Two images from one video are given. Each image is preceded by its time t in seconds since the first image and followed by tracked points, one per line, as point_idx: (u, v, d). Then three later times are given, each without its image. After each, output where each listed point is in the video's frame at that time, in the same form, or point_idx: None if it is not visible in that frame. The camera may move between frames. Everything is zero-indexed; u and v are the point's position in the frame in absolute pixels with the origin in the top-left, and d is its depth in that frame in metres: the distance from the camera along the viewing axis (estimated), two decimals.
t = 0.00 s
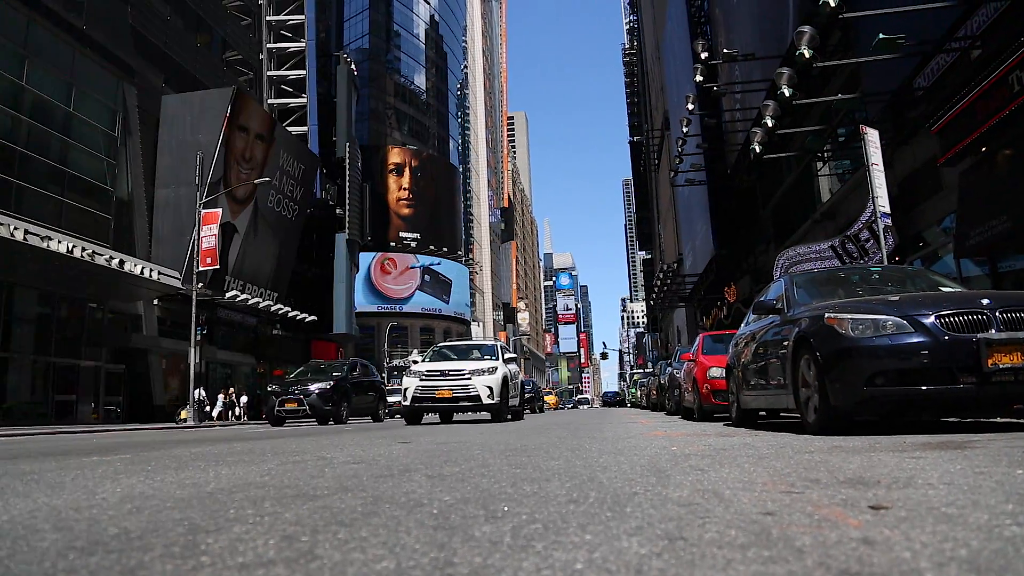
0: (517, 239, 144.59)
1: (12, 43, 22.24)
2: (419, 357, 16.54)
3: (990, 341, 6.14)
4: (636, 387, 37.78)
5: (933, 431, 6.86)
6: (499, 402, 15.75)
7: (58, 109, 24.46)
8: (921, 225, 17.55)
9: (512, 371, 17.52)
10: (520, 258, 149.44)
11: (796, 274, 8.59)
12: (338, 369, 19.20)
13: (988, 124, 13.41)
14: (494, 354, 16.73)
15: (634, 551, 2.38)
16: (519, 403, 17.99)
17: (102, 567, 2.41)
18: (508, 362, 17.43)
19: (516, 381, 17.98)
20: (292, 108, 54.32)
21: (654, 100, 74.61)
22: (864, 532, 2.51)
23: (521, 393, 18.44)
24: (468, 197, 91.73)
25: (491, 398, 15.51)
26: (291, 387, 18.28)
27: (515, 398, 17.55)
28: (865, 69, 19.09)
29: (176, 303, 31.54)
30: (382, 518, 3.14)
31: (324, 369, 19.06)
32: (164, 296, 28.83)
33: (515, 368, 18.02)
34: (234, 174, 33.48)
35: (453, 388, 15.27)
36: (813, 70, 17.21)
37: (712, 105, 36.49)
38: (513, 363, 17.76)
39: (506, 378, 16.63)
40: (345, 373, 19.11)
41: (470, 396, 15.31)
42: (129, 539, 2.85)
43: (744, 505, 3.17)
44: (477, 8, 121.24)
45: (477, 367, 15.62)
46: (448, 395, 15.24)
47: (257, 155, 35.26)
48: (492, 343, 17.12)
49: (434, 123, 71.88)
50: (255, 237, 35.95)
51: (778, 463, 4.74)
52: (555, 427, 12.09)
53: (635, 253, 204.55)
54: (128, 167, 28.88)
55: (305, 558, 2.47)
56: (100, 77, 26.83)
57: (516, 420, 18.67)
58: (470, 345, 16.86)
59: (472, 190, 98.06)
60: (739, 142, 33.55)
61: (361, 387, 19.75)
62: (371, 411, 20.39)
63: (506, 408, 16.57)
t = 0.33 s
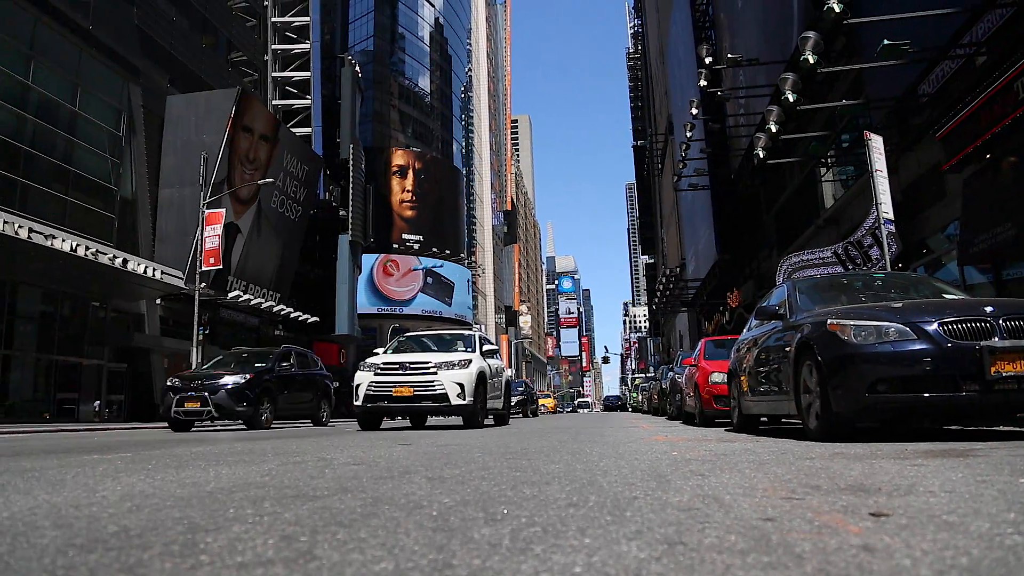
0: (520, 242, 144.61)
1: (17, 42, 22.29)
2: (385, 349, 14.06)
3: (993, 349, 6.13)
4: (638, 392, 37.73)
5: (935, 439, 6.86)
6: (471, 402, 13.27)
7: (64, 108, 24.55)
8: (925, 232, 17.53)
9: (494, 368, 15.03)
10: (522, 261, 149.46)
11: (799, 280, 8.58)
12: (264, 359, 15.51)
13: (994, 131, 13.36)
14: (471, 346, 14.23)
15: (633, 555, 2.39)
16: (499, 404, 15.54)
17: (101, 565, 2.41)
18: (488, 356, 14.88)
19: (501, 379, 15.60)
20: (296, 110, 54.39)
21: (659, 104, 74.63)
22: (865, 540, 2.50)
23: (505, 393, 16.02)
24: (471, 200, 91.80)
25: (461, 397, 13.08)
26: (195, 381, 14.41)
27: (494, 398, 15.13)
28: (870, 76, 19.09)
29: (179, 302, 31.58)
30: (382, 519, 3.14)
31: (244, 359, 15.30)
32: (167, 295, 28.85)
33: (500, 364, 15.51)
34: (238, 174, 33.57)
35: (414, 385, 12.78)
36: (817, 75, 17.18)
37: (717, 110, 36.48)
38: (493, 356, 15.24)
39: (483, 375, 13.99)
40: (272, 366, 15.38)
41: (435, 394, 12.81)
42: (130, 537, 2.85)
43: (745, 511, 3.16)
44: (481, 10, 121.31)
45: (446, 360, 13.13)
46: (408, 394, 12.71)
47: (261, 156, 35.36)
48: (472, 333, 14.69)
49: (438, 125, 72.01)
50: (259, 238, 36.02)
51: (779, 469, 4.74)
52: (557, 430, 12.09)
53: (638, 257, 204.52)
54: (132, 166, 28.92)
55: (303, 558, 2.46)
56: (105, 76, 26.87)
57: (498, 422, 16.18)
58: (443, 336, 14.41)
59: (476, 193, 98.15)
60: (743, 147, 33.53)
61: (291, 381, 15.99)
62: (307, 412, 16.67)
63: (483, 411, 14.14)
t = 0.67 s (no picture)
0: (523, 241, 144.50)
1: (22, 38, 22.30)
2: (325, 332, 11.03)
3: (996, 351, 6.12)
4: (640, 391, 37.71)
5: (937, 440, 6.86)
6: (427, 398, 10.01)
7: (68, 104, 24.56)
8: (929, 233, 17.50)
9: (466, 356, 11.87)
10: (525, 259, 149.37)
11: (803, 280, 8.58)
12: (130, 338, 11.61)
13: (998, 133, 13.31)
14: (432, 326, 11.04)
15: (633, 553, 2.38)
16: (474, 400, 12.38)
17: (104, 558, 2.42)
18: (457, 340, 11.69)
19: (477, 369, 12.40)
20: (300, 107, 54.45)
21: (663, 103, 74.51)
22: (865, 538, 2.51)
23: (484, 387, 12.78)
24: (474, 198, 91.76)
25: (413, 391, 9.88)
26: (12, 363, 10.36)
27: (467, 394, 11.94)
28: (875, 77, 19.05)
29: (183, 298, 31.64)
30: (383, 516, 3.14)
31: (98, 338, 11.39)
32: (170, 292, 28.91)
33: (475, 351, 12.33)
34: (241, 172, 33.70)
35: (352, 376, 9.69)
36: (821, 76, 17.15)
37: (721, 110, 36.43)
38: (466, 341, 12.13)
39: (447, 365, 10.85)
40: (140, 345, 11.51)
41: (377, 387, 9.68)
42: (131, 532, 2.85)
43: (746, 509, 3.17)
44: (485, 8, 121.21)
45: (393, 342, 10.00)
46: (343, 387, 9.65)
47: (265, 153, 35.46)
48: (436, 312, 11.53)
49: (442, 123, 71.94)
50: (262, 235, 36.11)
51: (780, 469, 4.74)
52: (557, 429, 12.07)
53: (641, 256, 204.42)
54: (135, 162, 28.95)
55: (305, 554, 2.47)
56: (110, 72, 26.90)
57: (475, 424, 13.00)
58: (396, 315, 11.22)
59: (479, 191, 98.16)
60: (747, 147, 33.49)
61: (171, 366, 12.05)
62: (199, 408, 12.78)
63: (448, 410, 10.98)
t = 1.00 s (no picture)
0: (525, 239, 144.56)
1: (26, 32, 22.32)
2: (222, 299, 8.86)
3: (997, 353, 6.11)
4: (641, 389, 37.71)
5: (938, 442, 6.84)
6: (337, 385, 7.76)
7: (72, 98, 24.59)
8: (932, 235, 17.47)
9: (412, 337, 9.57)
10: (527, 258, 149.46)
11: (805, 281, 8.58)
12: None
13: (1003, 135, 13.28)
14: (363, 292, 8.81)
15: (632, 551, 2.39)
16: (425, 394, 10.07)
17: (103, 550, 2.42)
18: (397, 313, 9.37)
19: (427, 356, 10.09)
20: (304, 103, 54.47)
21: (666, 102, 74.44)
22: (864, 539, 2.51)
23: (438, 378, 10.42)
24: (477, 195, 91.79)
25: (316, 376, 7.65)
26: None
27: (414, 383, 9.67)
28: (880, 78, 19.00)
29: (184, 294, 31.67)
30: (382, 511, 3.14)
31: None
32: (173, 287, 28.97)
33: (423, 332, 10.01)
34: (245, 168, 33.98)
35: (228, 352, 7.52)
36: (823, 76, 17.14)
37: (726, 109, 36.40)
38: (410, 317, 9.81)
39: (376, 344, 8.55)
40: None
41: (262, 368, 7.47)
42: (131, 524, 2.86)
43: (744, 508, 3.17)
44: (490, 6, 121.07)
45: (290, 309, 7.78)
46: (214, 367, 7.46)
47: (268, 149, 35.51)
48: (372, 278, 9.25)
49: (445, 120, 71.94)
50: (265, 230, 36.14)
51: (780, 468, 4.74)
52: (558, 428, 12.05)
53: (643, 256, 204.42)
54: (139, 157, 28.98)
55: (303, 548, 2.47)
56: (115, 66, 26.90)
57: (430, 423, 10.67)
58: (316, 279, 8.96)
59: (482, 189, 98.23)
60: (751, 147, 33.47)
61: None
62: None
63: (376, 403, 8.72)
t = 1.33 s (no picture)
0: (536, 241, 144.80)
1: (42, 35, 22.51)
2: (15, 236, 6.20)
3: (1013, 357, 6.07)
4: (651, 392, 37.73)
5: (953, 447, 6.78)
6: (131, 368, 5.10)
7: (87, 100, 24.76)
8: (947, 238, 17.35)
9: (320, 307, 7.04)
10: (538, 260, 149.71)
11: (818, 283, 8.53)
12: None
13: (1016, 138, 13.20)
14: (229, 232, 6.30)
15: (644, 555, 2.38)
16: (344, 388, 7.49)
17: (118, 551, 2.44)
18: (288, 268, 6.76)
19: (348, 336, 7.52)
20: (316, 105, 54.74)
21: (678, 105, 74.33)
22: (878, 545, 2.49)
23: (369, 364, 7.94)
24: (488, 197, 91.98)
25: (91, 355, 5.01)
26: None
27: (321, 374, 7.07)
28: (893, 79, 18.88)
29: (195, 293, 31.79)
30: (394, 513, 3.15)
31: None
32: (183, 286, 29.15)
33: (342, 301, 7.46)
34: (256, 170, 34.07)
35: None
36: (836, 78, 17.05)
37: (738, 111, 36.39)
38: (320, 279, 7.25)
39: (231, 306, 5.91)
40: None
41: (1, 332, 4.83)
42: (146, 525, 2.88)
43: (757, 513, 3.16)
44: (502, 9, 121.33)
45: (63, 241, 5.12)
46: None
47: (280, 151, 35.70)
48: (262, 223, 6.76)
49: (456, 123, 72.09)
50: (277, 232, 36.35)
51: (792, 473, 4.72)
52: (568, 429, 12.01)
53: (654, 258, 204.36)
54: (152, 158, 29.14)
55: (317, 549, 2.48)
56: (128, 68, 27.06)
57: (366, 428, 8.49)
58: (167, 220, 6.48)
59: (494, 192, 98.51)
60: (763, 150, 33.44)
61: None
62: None
63: (234, 404, 6.05)
